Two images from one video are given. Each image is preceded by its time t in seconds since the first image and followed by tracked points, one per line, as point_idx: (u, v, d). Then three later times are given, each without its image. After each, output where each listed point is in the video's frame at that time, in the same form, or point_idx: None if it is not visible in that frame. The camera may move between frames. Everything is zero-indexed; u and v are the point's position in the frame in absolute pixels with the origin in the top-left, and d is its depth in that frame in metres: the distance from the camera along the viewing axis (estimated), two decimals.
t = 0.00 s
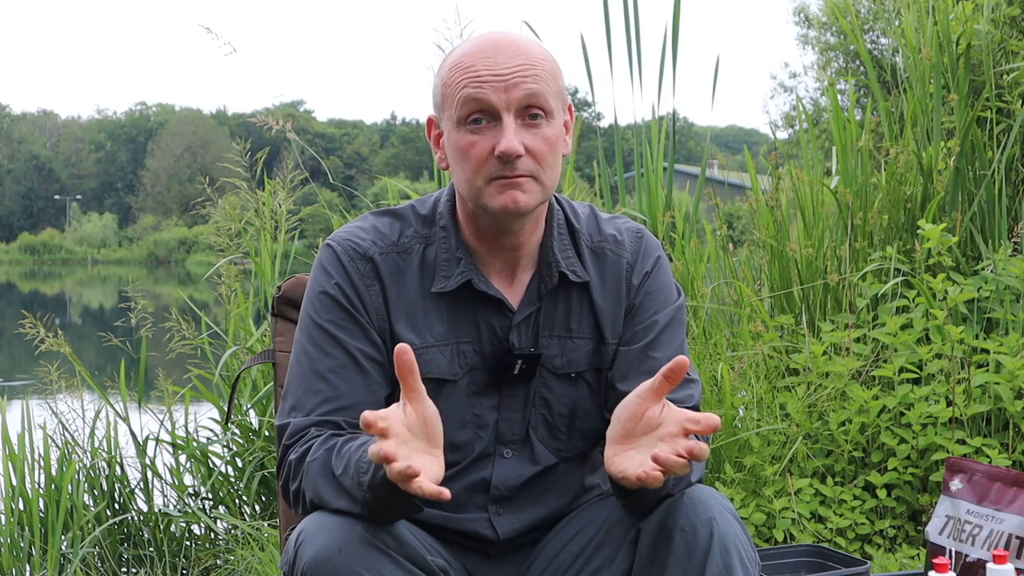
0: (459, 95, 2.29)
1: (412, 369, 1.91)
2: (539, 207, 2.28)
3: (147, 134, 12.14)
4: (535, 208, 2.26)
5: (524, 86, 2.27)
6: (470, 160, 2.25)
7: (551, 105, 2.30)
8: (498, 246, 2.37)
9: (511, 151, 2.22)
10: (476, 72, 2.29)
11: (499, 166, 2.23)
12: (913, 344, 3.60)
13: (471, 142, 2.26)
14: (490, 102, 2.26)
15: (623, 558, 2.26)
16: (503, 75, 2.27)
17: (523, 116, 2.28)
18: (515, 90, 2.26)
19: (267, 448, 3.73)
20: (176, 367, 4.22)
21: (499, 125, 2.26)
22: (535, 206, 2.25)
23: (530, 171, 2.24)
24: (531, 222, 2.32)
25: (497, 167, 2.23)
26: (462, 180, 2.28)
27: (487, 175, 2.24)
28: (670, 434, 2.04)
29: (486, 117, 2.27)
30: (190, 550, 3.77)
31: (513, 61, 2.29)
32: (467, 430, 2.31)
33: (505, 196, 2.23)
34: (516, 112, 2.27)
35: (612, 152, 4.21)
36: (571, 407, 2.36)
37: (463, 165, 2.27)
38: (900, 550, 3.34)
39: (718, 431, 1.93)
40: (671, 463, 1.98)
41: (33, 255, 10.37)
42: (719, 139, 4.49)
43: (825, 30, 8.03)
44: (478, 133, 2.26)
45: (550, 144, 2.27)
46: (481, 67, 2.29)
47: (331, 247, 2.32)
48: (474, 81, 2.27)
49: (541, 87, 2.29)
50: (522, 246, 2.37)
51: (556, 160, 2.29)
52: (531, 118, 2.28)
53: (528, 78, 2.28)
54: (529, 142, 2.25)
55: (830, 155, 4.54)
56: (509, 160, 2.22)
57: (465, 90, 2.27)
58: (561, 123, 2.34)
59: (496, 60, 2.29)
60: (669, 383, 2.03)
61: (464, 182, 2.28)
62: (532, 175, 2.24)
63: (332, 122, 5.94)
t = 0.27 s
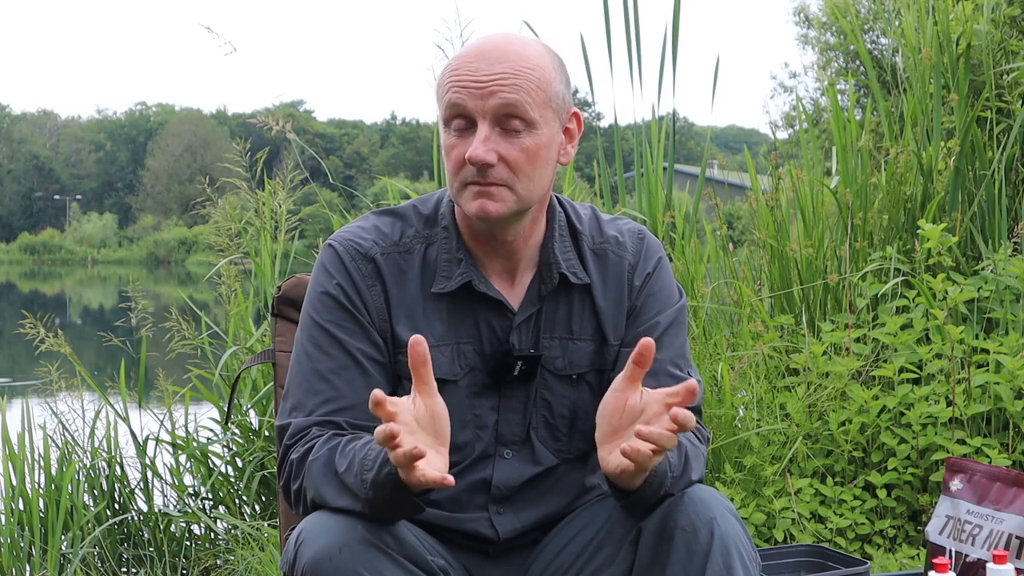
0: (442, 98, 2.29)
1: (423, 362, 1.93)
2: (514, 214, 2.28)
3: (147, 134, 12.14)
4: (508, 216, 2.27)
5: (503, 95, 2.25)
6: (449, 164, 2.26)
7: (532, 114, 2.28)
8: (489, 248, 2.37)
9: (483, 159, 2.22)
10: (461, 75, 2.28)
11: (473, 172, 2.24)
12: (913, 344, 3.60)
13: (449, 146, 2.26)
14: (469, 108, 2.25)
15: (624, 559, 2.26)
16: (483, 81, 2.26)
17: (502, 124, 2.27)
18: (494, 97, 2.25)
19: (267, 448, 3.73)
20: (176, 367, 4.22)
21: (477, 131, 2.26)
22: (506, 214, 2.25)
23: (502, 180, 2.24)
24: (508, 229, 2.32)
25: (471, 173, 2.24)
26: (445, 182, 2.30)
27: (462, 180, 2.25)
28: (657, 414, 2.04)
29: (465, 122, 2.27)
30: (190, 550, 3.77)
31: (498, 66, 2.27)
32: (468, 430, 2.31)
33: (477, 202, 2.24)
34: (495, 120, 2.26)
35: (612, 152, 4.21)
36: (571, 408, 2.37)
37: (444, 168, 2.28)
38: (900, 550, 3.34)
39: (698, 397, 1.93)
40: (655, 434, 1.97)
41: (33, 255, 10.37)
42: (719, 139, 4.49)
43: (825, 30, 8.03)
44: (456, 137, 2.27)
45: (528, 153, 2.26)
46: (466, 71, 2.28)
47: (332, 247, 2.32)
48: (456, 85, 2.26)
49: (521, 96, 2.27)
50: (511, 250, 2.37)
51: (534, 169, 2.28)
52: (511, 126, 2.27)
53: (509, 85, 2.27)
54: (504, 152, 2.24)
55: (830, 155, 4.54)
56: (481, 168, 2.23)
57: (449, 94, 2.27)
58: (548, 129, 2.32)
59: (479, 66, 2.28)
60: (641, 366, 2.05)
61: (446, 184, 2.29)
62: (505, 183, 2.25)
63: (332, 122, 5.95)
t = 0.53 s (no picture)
0: (452, 102, 2.28)
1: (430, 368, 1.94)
2: (530, 216, 2.29)
3: (147, 134, 12.14)
4: (524, 218, 2.27)
5: (517, 97, 2.26)
6: (462, 168, 2.26)
7: (545, 115, 2.29)
8: (496, 250, 2.37)
9: (500, 162, 2.22)
10: (471, 78, 2.28)
11: (488, 176, 2.24)
12: (913, 344, 3.60)
13: (461, 150, 2.26)
14: (483, 111, 2.25)
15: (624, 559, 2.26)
16: (496, 84, 2.26)
17: (515, 126, 2.27)
18: (507, 100, 2.25)
19: (267, 448, 3.72)
20: (176, 367, 4.22)
21: (491, 134, 2.26)
22: (523, 216, 2.26)
23: (520, 182, 2.24)
24: (522, 230, 2.32)
25: (487, 176, 2.24)
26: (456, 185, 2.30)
27: (478, 184, 2.25)
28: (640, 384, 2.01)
29: (478, 125, 2.27)
30: (190, 550, 3.77)
31: (509, 69, 2.27)
32: (468, 431, 2.31)
33: (493, 206, 2.24)
34: (508, 122, 2.27)
35: (612, 152, 4.20)
36: (573, 409, 2.37)
37: (456, 171, 2.27)
38: (901, 550, 3.34)
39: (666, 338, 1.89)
40: (644, 396, 1.94)
41: (33, 255, 10.38)
42: (719, 139, 4.49)
43: (825, 31, 8.02)
44: (469, 140, 2.26)
45: (543, 155, 2.27)
46: (476, 74, 2.28)
47: (332, 248, 2.32)
48: (468, 89, 2.26)
49: (534, 98, 2.28)
50: (520, 250, 2.37)
51: (547, 170, 2.29)
52: (525, 128, 2.28)
53: (522, 88, 2.27)
54: (520, 153, 2.24)
55: (830, 155, 4.54)
56: (497, 171, 2.23)
57: (459, 97, 2.27)
58: (558, 130, 2.33)
59: (491, 68, 2.28)
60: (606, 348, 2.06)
61: (458, 188, 2.29)
62: (522, 185, 2.25)
63: (332, 122, 5.95)
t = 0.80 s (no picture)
0: (450, 108, 2.28)
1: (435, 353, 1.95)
2: (526, 224, 2.29)
3: (148, 134, 12.15)
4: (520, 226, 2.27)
5: (514, 105, 2.25)
6: (458, 175, 2.26)
7: (543, 123, 2.29)
8: (494, 254, 2.38)
9: (495, 171, 2.22)
10: (469, 85, 2.27)
11: (484, 184, 2.24)
12: (913, 344, 3.60)
13: (458, 157, 2.26)
14: (480, 118, 2.25)
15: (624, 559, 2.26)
16: (494, 92, 2.25)
17: (512, 134, 2.27)
18: (505, 108, 2.25)
19: (267, 448, 3.73)
20: (176, 367, 4.22)
21: (488, 141, 2.25)
22: (519, 224, 2.26)
23: (515, 191, 2.24)
24: (518, 237, 2.32)
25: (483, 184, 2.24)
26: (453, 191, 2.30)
27: (473, 191, 2.25)
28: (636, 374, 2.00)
29: (475, 132, 2.26)
30: (190, 550, 3.77)
31: (507, 77, 2.27)
32: (468, 431, 2.31)
33: (488, 214, 2.24)
34: (505, 130, 2.26)
35: (612, 152, 4.20)
36: (573, 410, 2.37)
37: (453, 177, 2.28)
38: (901, 550, 3.34)
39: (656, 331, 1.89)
40: (640, 389, 1.93)
41: (33, 255, 10.39)
42: (719, 139, 4.48)
43: (825, 31, 8.02)
44: (466, 147, 2.26)
45: (539, 163, 2.26)
46: (474, 81, 2.27)
47: (333, 248, 2.32)
48: (466, 97, 2.26)
49: (531, 106, 2.27)
50: (519, 254, 2.37)
51: (544, 177, 2.28)
52: (522, 136, 2.27)
53: (520, 96, 2.26)
54: (516, 161, 2.24)
55: (830, 154, 4.53)
56: (493, 179, 2.23)
57: (457, 104, 2.27)
58: (556, 137, 2.33)
59: (489, 76, 2.28)
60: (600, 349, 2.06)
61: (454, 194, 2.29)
62: (518, 194, 2.25)
63: (332, 122, 5.95)
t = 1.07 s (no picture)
0: (447, 102, 2.28)
1: (405, 396, 1.87)
2: (522, 220, 2.30)
3: (148, 134, 12.15)
4: (515, 222, 2.28)
5: (510, 101, 2.26)
6: (455, 169, 2.26)
7: (539, 119, 2.29)
8: (492, 249, 2.38)
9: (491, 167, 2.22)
10: (466, 78, 2.27)
11: (480, 180, 2.25)
12: (913, 344, 3.60)
13: (455, 151, 2.27)
14: (476, 113, 2.25)
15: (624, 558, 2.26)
16: (491, 87, 2.25)
17: (508, 130, 2.27)
18: (502, 104, 2.25)
19: (267, 448, 3.73)
20: (176, 367, 4.22)
21: (484, 136, 2.26)
22: (514, 221, 2.27)
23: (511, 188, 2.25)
24: (514, 234, 2.34)
25: (479, 180, 2.25)
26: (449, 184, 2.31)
27: (469, 186, 2.26)
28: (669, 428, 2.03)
29: (472, 126, 2.27)
30: (190, 550, 3.77)
31: (505, 72, 2.27)
32: (467, 430, 2.31)
33: (484, 209, 2.25)
34: (501, 125, 2.27)
35: (612, 152, 4.20)
36: (571, 408, 2.37)
37: (449, 171, 2.28)
38: (901, 550, 3.34)
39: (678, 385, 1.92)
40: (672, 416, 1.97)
41: (33, 255, 10.40)
42: (719, 139, 4.48)
43: (824, 31, 8.03)
44: (463, 142, 2.27)
45: (535, 160, 2.27)
46: (471, 74, 2.27)
47: (334, 242, 2.32)
48: (463, 90, 2.26)
49: (528, 101, 2.27)
50: (516, 252, 2.39)
51: (540, 174, 2.29)
52: (519, 131, 2.28)
53: (517, 91, 2.26)
54: (511, 157, 2.25)
55: (830, 155, 4.54)
56: (489, 175, 2.24)
57: (454, 97, 2.27)
58: (553, 133, 2.33)
59: (486, 70, 2.27)
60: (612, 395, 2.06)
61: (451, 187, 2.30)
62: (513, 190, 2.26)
63: (332, 122, 5.95)
